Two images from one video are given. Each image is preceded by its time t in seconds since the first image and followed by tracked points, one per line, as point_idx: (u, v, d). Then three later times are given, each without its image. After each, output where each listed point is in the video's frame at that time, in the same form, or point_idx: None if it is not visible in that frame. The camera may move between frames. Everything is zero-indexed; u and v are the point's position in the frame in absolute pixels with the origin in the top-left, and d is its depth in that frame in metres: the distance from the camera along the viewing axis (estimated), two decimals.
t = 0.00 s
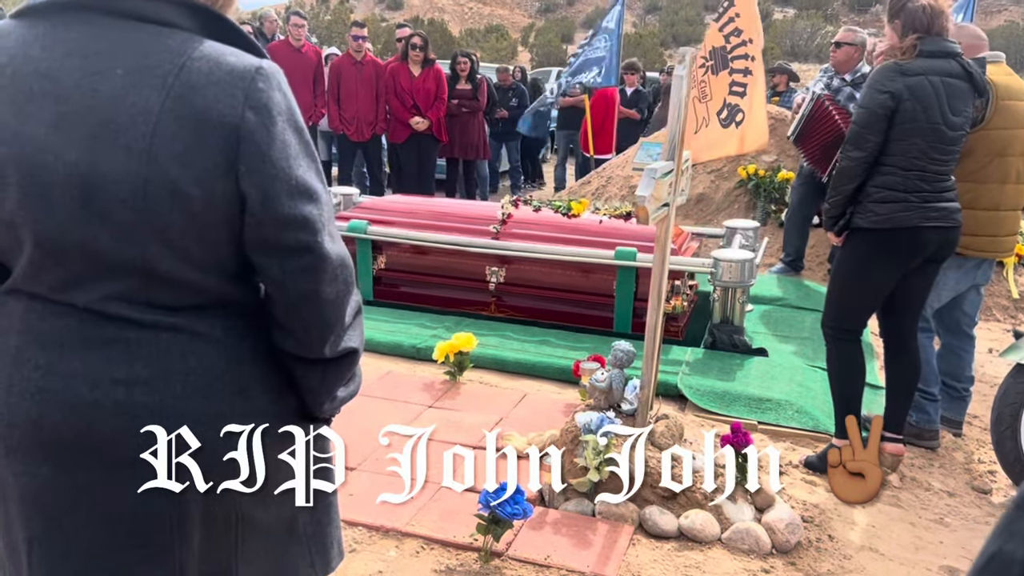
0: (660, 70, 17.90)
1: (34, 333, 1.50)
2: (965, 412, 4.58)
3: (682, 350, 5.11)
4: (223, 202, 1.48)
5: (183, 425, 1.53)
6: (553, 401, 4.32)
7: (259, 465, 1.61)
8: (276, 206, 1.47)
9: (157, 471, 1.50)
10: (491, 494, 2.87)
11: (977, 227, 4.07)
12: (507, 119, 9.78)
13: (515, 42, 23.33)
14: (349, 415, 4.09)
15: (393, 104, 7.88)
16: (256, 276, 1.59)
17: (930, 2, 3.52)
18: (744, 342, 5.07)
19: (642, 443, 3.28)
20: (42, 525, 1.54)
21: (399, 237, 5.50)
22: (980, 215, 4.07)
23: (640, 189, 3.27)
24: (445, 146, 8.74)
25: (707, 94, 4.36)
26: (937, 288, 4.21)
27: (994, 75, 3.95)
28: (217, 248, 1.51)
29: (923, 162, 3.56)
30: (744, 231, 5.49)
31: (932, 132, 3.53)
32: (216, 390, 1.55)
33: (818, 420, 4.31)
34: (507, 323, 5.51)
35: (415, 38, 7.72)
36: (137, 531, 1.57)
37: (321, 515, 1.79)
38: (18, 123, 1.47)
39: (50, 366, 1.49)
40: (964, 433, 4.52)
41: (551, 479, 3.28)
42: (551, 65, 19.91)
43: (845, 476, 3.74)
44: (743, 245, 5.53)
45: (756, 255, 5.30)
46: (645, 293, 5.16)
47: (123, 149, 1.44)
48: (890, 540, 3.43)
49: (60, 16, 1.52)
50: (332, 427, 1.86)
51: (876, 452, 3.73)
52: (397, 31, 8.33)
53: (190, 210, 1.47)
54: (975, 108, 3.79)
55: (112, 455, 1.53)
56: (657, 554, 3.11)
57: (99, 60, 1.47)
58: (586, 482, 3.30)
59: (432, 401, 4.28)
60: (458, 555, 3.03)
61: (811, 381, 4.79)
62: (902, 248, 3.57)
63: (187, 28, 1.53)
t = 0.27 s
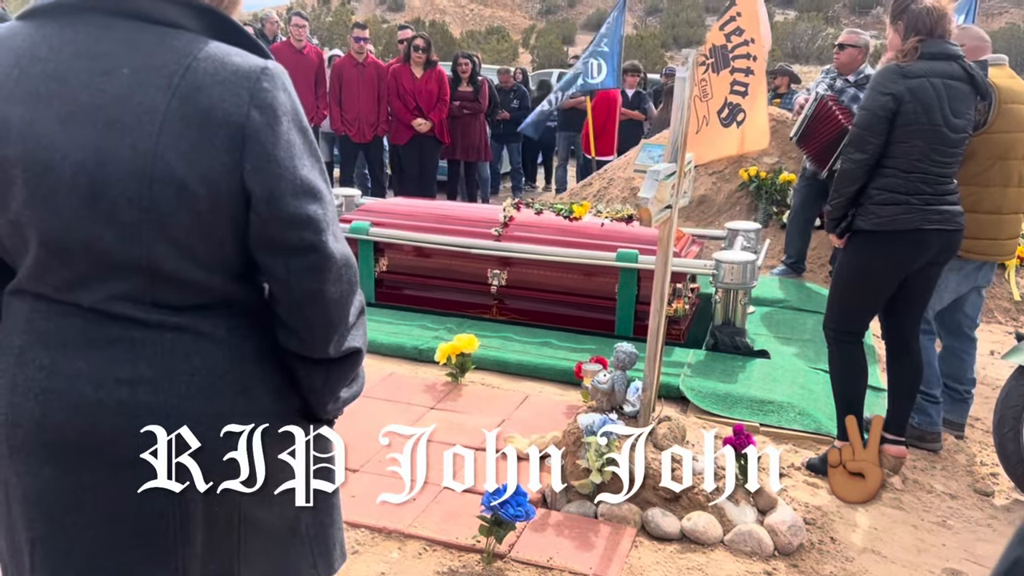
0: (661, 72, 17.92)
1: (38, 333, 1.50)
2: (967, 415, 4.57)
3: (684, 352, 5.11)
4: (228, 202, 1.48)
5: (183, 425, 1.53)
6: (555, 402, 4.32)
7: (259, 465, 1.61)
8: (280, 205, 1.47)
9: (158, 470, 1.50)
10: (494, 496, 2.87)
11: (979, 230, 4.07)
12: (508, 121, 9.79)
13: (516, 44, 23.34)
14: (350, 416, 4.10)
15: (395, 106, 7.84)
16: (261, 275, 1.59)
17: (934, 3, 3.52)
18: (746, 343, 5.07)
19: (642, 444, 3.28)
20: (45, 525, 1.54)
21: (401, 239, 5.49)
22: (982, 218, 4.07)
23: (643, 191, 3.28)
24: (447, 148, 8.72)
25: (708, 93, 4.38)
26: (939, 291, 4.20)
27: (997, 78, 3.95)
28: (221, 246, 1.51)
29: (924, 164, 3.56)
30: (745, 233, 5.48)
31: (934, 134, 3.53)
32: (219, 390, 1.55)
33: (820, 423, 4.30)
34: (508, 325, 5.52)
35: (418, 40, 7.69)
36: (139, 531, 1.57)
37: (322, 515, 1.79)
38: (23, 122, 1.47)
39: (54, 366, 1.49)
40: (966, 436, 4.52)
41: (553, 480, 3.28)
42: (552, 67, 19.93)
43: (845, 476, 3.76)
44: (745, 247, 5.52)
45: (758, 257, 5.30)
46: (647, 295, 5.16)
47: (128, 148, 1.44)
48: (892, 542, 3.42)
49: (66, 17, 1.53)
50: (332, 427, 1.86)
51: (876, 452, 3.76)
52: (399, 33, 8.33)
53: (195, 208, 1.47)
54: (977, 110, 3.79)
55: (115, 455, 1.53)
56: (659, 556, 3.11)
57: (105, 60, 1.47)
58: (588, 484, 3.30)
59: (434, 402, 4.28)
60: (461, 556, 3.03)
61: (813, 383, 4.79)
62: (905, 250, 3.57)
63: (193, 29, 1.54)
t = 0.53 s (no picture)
0: (662, 73, 17.90)
1: (37, 335, 1.50)
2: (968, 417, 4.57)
3: (685, 354, 5.11)
4: (226, 203, 1.48)
5: (183, 425, 1.53)
6: (556, 404, 4.32)
7: (259, 464, 1.61)
8: (279, 206, 1.47)
9: (157, 471, 1.50)
10: (495, 499, 2.87)
11: (979, 232, 4.07)
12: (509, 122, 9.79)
13: (517, 46, 23.34)
14: (350, 418, 4.09)
15: (396, 107, 7.82)
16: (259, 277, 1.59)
17: (934, 5, 3.51)
18: (747, 345, 5.07)
19: (642, 444, 3.28)
20: (43, 528, 1.54)
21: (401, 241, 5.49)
22: (983, 221, 4.07)
23: (643, 193, 3.28)
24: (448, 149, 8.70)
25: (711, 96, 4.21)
26: (939, 293, 4.21)
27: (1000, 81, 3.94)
28: (220, 248, 1.51)
29: (925, 165, 3.56)
30: (747, 234, 5.43)
31: (934, 135, 3.53)
32: (218, 391, 1.55)
33: (821, 425, 4.30)
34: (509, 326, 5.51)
35: (419, 42, 7.69)
36: (139, 532, 1.57)
37: (321, 515, 1.79)
38: (22, 124, 1.47)
39: (53, 368, 1.49)
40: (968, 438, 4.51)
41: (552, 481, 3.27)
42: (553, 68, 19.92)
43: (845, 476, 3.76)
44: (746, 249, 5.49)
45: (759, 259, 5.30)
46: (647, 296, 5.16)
47: (126, 149, 1.44)
48: (893, 544, 3.41)
49: (64, 18, 1.53)
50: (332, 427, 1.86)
51: (876, 452, 3.76)
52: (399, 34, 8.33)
53: (193, 210, 1.47)
54: (978, 112, 3.79)
55: (114, 457, 1.53)
56: (660, 558, 3.10)
57: (103, 61, 1.47)
58: (589, 487, 3.31)
59: (434, 403, 4.28)
60: (461, 558, 3.03)
61: (814, 385, 4.79)
62: (905, 251, 3.57)
63: (191, 30, 1.54)
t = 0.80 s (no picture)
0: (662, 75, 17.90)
1: (35, 339, 1.50)
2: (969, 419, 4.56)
3: (685, 356, 5.10)
4: (224, 207, 1.48)
5: (183, 425, 1.53)
6: (556, 406, 4.31)
7: (259, 464, 1.60)
8: (277, 210, 1.47)
9: (157, 471, 1.49)
10: (495, 502, 2.86)
11: (980, 235, 4.07)
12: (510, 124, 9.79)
13: (518, 48, 23.36)
14: (351, 420, 4.09)
15: (397, 109, 7.84)
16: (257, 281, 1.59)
17: (932, 7, 3.52)
18: (748, 348, 5.06)
19: (641, 442, 3.28)
20: (41, 531, 1.54)
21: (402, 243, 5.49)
22: (985, 223, 4.06)
23: (643, 196, 3.28)
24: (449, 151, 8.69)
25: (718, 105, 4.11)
26: (941, 295, 4.20)
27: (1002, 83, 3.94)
28: (217, 252, 1.51)
29: (924, 167, 3.56)
30: (747, 237, 5.45)
31: (933, 137, 3.53)
32: (217, 394, 1.55)
33: (822, 427, 4.30)
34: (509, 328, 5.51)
35: (420, 44, 7.71)
36: (137, 535, 1.56)
37: (320, 516, 1.78)
38: (19, 128, 1.47)
39: (51, 371, 1.49)
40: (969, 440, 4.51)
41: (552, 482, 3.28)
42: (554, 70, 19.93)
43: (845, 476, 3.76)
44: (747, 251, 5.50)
45: (760, 261, 5.30)
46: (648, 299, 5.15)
47: (123, 153, 1.44)
48: (894, 548, 3.40)
49: (62, 21, 1.52)
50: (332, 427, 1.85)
51: (876, 452, 3.75)
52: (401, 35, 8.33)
53: (190, 214, 1.46)
54: (979, 114, 3.78)
55: (113, 460, 1.52)
56: (660, 561, 3.10)
57: (101, 65, 1.47)
58: (589, 489, 3.30)
59: (434, 405, 4.28)
60: (461, 561, 3.03)
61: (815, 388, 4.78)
62: (905, 253, 3.56)
63: (188, 33, 1.53)
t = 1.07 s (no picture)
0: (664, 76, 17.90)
1: (36, 341, 1.50)
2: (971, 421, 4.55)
3: (687, 358, 5.10)
4: (226, 210, 1.48)
5: (183, 425, 1.52)
6: (557, 409, 4.31)
7: (259, 464, 1.60)
8: (279, 213, 1.47)
9: (157, 471, 1.49)
10: (496, 504, 2.86)
11: (983, 237, 4.06)
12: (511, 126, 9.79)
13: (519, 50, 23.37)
14: (352, 422, 4.08)
15: (399, 111, 7.81)
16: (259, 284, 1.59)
17: (932, 9, 3.52)
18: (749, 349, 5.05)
19: (642, 440, 3.29)
20: (42, 534, 1.54)
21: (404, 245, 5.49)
22: (987, 224, 4.05)
23: (645, 198, 3.26)
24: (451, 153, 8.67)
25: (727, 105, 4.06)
26: (943, 297, 4.19)
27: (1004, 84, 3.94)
28: (219, 255, 1.51)
29: (926, 169, 3.55)
30: (749, 238, 5.46)
31: (935, 138, 3.52)
32: (218, 396, 1.55)
33: (824, 429, 4.29)
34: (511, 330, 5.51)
35: (422, 45, 7.70)
36: (138, 537, 1.56)
37: (321, 516, 1.78)
38: (20, 131, 1.47)
39: (52, 373, 1.49)
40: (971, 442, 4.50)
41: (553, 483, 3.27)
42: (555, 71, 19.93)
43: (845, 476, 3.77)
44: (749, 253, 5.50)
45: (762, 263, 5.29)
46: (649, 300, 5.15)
47: (125, 156, 1.44)
48: (896, 550, 3.40)
49: (62, 23, 1.52)
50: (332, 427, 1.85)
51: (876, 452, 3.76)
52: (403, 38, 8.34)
53: (192, 217, 1.46)
54: (980, 115, 3.78)
55: (113, 463, 1.52)
56: (662, 563, 3.09)
57: (102, 68, 1.47)
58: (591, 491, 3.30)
59: (435, 407, 4.27)
60: (462, 564, 3.02)
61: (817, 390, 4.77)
62: (908, 256, 3.55)
63: (190, 36, 1.53)
